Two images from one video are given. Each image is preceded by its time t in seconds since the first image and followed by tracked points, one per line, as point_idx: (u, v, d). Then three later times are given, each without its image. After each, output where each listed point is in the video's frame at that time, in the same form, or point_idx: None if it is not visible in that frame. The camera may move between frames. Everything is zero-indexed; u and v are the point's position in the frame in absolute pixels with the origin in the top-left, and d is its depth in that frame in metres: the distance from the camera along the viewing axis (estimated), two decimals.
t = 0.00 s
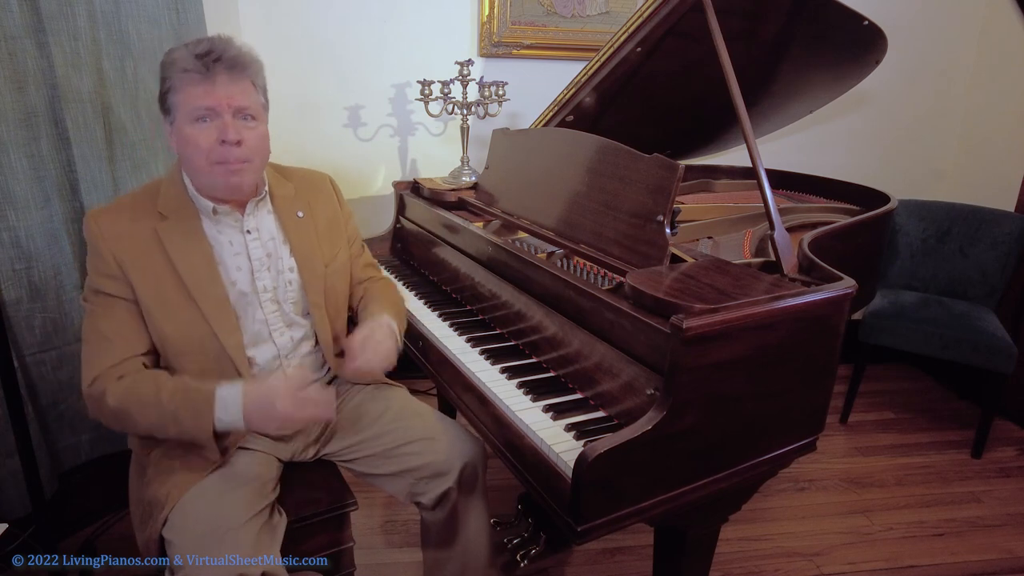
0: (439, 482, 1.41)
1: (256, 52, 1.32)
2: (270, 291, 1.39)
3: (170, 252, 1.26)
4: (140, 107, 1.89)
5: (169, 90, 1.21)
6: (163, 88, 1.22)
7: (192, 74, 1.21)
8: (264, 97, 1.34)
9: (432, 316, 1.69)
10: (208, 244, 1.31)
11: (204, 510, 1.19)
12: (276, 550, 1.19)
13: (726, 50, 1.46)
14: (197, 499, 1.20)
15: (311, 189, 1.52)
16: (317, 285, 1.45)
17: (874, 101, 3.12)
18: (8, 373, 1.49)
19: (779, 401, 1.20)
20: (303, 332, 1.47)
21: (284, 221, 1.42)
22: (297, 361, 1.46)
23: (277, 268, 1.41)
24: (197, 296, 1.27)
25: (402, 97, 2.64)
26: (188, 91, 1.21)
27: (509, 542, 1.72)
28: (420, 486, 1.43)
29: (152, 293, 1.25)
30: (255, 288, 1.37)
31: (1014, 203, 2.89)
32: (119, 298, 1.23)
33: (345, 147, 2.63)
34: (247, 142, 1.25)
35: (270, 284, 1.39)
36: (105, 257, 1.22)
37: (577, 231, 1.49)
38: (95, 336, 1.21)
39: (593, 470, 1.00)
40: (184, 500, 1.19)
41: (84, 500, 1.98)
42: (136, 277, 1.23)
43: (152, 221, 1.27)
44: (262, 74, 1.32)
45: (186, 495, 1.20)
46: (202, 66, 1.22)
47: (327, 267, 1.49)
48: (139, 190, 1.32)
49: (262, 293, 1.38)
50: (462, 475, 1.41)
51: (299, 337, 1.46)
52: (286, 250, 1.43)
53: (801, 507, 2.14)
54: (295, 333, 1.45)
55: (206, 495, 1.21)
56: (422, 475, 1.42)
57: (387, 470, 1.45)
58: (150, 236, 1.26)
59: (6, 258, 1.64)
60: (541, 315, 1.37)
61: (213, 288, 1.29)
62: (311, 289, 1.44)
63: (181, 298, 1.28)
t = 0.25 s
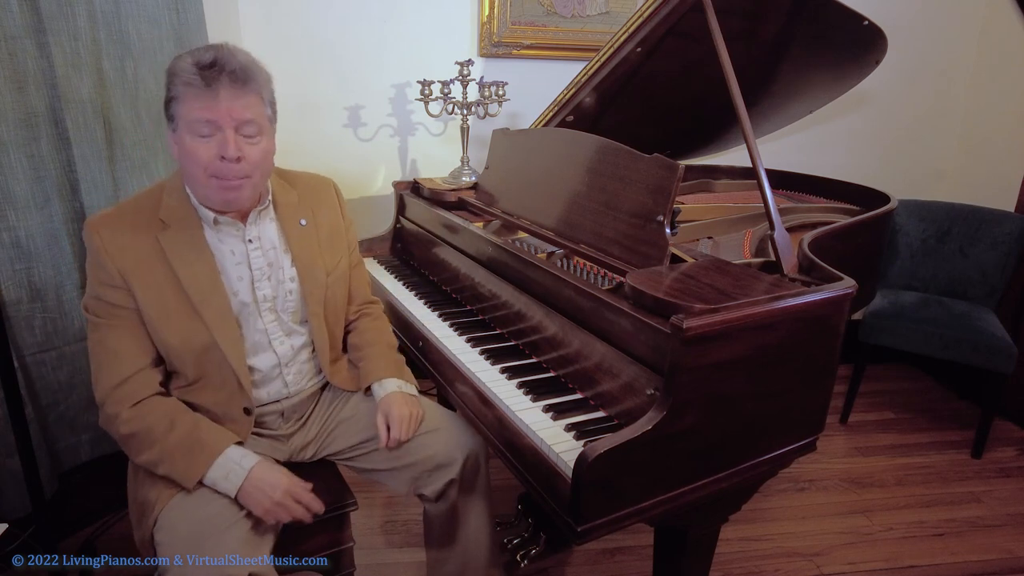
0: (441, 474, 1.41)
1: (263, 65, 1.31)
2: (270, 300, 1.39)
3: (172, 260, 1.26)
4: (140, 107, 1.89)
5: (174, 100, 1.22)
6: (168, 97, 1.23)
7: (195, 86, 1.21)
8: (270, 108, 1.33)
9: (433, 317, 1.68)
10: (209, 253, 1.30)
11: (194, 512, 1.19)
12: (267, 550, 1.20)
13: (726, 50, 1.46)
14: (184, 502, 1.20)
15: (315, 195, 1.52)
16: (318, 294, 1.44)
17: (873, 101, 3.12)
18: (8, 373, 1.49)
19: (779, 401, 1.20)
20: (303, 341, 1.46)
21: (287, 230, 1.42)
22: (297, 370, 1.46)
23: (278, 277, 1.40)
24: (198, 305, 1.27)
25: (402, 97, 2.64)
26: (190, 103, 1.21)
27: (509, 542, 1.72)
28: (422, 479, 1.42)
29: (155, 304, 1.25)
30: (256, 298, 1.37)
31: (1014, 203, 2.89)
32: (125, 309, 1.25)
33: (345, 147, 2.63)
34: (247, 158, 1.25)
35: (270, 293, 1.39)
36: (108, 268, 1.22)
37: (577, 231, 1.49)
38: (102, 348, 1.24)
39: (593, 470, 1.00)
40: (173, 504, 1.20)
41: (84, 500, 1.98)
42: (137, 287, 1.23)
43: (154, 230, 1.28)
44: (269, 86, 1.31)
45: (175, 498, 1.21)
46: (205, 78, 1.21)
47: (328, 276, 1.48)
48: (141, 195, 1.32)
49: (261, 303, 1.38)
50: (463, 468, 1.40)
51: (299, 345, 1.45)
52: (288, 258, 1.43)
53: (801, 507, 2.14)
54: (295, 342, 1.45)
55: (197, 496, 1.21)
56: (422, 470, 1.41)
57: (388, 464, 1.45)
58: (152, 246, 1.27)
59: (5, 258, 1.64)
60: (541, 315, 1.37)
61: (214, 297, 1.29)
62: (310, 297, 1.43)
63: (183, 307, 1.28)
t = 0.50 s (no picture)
0: (441, 476, 1.40)
1: (273, 68, 1.31)
2: (274, 301, 1.39)
3: (177, 263, 1.26)
4: (140, 107, 1.89)
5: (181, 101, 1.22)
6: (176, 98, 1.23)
7: (203, 88, 1.21)
8: (277, 113, 1.34)
9: (433, 316, 1.68)
10: (214, 255, 1.30)
11: (200, 516, 1.19)
12: (275, 551, 1.21)
13: (726, 50, 1.46)
14: (192, 507, 1.20)
15: (317, 196, 1.52)
16: (321, 295, 1.44)
17: (873, 101, 3.12)
18: (8, 373, 1.49)
19: (779, 401, 1.20)
20: (307, 342, 1.46)
21: (290, 231, 1.42)
22: (300, 370, 1.46)
23: (282, 278, 1.40)
24: (204, 307, 1.27)
25: (402, 97, 2.64)
26: (198, 105, 1.21)
27: (509, 542, 1.72)
28: (421, 482, 1.42)
29: (161, 306, 1.25)
30: (260, 299, 1.37)
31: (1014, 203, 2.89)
32: (130, 311, 1.24)
33: (345, 147, 2.63)
34: (253, 160, 1.26)
35: (274, 294, 1.39)
36: (113, 269, 1.21)
37: (577, 231, 1.49)
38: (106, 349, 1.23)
39: (593, 470, 1.00)
40: (180, 509, 1.20)
41: (84, 500, 1.99)
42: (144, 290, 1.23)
43: (159, 232, 1.27)
44: (277, 90, 1.31)
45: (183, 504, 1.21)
46: (214, 80, 1.21)
47: (330, 277, 1.48)
48: (144, 197, 1.31)
49: (265, 303, 1.38)
50: (462, 471, 1.40)
51: (302, 346, 1.45)
52: (292, 260, 1.43)
53: (801, 507, 2.14)
54: (299, 343, 1.45)
55: (201, 500, 1.21)
56: (422, 471, 1.41)
57: (388, 467, 1.45)
58: (157, 248, 1.26)
59: (5, 258, 1.64)
60: (541, 315, 1.37)
61: (221, 299, 1.29)
62: (314, 298, 1.43)
63: (189, 309, 1.28)
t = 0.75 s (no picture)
0: (441, 477, 1.40)
1: (280, 64, 1.31)
2: (276, 298, 1.38)
3: (183, 256, 1.26)
4: (140, 107, 1.89)
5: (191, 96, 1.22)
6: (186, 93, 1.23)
7: (214, 83, 1.21)
8: (286, 107, 1.34)
9: (433, 316, 1.68)
10: (220, 252, 1.31)
11: (202, 516, 1.19)
12: (275, 551, 1.21)
13: (726, 50, 1.46)
14: (193, 507, 1.21)
15: (319, 196, 1.52)
16: (323, 294, 1.44)
17: (874, 101, 3.12)
18: (8, 373, 1.49)
19: (779, 401, 1.20)
20: (307, 340, 1.46)
21: (293, 229, 1.43)
22: (299, 369, 1.45)
23: (284, 275, 1.40)
24: (209, 303, 1.28)
25: (402, 97, 2.64)
26: (208, 100, 1.21)
27: (509, 542, 1.73)
28: (421, 482, 1.42)
29: (167, 301, 1.25)
30: (262, 295, 1.37)
31: (1014, 203, 2.89)
32: (135, 303, 1.24)
33: (345, 147, 2.63)
34: (262, 156, 1.26)
35: (276, 290, 1.39)
36: (120, 262, 1.21)
37: (577, 231, 1.49)
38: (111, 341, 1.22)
39: (593, 470, 1.00)
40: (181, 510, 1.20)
41: (84, 500, 1.99)
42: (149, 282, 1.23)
43: (164, 226, 1.27)
44: (285, 86, 1.32)
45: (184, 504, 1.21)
46: (224, 76, 1.21)
47: (332, 276, 1.48)
48: (150, 192, 1.31)
49: (267, 299, 1.37)
50: (463, 471, 1.40)
51: (302, 344, 1.45)
52: (294, 257, 1.42)
53: (801, 507, 2.14)
54: (299, 341, 1.44)
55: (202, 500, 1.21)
56: (422, 472, 1.41)
57: (388, 467, 1.45)
58: (161, 241, 1.26)
59: (5, 258, 1.65)
60: (541, 315, 1.37)
61: (225, 296, 1.29)
62: (315, 296, 1.43)
63: (194, 304, 1.28)
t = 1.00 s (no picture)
0: (439, 483, 1.41)
1: (280, 62, 1.31)
2: (278, 287, 1.38)
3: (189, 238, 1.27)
4: (140, 107, 1.89)
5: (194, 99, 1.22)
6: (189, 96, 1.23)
7: (217, 86, 1.21)
8: (288, 106, 1.33)
9: (433, 316, 1.68)
10: (226, 237, 1.31)
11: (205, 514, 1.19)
12: (276, 550, 1.19)
13: (726, 50, 1.46)
14: (196, 504, 1.20)
15: (324, 194, 1.52)
16: (325, 289, 1.44)
17: (874, 101, 3.12)
18: (8, 373, 1.49)
19: (779, 401, 1.20)
20: (307, 332, 1.45)
21: (298, 224, 1.42)
22: (298, 361, 1.45)
23: (287, 265, 1.40)
24: (212, 286, 1.28)
25: (402, 97, 2.64)
26: (212, 103, 1.21)
27: (509, 542, 1.73)
28: (421, 487, 1.42)
29: (174, 281, 1.26)
30: (265, 283, 1.37)
31: (1014, 203, 2.89)
32: (143, 279, 1.24)
33: (345, 147, 2.63)
34: (266, 156, 1.26)
35: (279, 280, 1.39)
36: (130, 240, 1.23)
37: (577, 231, 1.49)
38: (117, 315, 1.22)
39: (593, 470, 1.00)
40: (184, 507, 1.19)
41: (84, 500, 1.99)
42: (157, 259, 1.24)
43: (174, 208, 1.28)
44: (287, 85, 1.31)
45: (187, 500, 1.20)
46: (226, 78, 1.21)
47: (334, 271, 1.48)
48: (164, 179, 1.33)
49: (270, 288, 1.37)
50: (461, 475, 1.40)
51: (303, 336, 1.45)
52: (298, 250, 1.43)
53: (801, 507, 2.14)
54: (299, 332, 1.44)
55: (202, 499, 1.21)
56: (421, 476, 1.41)
57: (387, 471, 1.45)
58: (170, 222, 1.27)
59: (5, 258, 1.65)
60: (541, 315, 1.37)
61: (229, 281, 1.29)
62: (317, 290, 1.43)
63: (198, 287, 1.28)
